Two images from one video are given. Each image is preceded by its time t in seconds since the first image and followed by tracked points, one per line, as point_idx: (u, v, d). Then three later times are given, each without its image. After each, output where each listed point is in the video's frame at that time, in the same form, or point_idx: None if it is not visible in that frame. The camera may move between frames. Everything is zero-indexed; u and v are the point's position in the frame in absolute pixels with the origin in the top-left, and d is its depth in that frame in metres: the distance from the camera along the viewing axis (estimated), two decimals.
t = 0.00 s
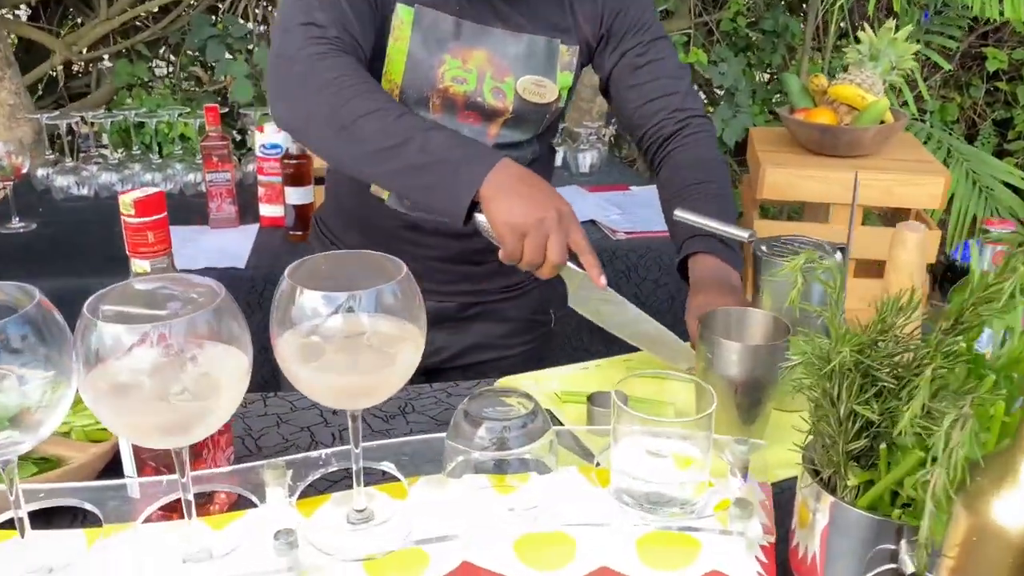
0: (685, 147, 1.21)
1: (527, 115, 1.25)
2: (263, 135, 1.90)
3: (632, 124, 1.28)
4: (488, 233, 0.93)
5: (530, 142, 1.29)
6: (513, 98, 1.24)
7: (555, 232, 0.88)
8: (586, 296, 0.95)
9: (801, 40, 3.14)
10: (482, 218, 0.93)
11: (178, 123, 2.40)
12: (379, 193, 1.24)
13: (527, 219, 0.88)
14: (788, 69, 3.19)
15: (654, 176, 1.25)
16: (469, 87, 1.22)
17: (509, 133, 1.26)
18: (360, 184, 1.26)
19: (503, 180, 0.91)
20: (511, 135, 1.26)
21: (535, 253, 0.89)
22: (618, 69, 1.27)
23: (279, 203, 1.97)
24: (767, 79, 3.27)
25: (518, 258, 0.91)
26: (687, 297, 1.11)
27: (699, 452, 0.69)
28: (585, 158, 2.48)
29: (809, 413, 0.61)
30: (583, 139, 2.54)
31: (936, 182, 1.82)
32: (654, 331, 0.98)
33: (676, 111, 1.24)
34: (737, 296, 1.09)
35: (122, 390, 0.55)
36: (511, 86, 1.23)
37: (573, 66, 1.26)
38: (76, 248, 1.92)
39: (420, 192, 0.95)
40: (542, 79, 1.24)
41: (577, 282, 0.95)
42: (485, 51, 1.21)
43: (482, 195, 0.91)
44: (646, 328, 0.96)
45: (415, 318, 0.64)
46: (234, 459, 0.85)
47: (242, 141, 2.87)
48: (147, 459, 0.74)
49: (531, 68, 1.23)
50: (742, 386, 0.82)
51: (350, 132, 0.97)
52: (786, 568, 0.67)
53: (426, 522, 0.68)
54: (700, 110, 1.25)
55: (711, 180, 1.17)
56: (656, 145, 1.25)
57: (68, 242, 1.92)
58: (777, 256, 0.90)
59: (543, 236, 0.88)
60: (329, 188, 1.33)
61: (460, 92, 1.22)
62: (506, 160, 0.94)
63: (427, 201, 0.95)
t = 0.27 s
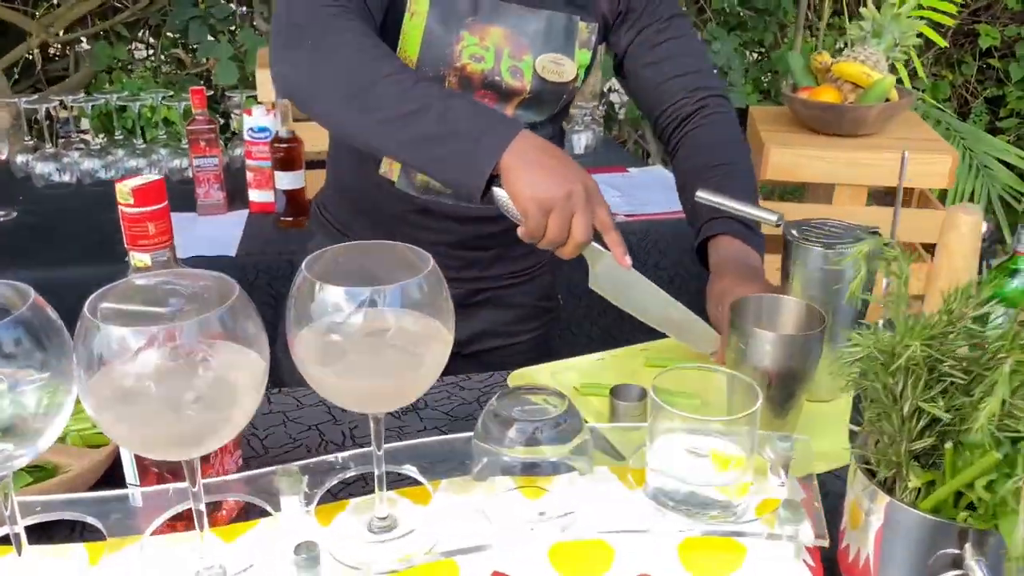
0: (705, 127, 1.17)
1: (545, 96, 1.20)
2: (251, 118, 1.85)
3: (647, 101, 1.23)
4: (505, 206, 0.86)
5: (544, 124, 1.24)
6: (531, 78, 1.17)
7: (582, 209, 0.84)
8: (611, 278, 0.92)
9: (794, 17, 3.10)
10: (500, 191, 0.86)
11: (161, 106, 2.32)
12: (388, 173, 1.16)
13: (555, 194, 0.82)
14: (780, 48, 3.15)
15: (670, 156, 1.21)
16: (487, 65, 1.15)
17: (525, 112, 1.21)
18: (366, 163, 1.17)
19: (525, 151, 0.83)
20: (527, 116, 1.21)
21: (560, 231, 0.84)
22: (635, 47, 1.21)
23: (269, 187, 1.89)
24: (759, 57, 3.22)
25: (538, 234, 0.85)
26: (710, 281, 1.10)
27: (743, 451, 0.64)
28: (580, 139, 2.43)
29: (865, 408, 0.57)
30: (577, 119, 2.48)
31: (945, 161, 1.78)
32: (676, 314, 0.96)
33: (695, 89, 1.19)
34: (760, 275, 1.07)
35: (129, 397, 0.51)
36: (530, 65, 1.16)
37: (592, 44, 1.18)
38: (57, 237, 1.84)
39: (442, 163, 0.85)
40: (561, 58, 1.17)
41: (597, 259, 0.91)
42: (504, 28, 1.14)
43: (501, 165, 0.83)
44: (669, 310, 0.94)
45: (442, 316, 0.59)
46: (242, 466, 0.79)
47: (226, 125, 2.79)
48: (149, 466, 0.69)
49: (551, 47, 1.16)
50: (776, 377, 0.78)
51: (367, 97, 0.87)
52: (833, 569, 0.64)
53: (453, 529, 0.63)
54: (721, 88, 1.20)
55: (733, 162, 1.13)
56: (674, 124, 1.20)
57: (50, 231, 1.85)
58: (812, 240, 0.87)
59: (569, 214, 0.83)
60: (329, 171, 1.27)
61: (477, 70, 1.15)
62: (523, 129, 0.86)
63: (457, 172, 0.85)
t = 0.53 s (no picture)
0: (711, 104, 1.16)
1: (548, 74, 1.14)
2: (226, 104, 1.76)
3: (649, 80, 1.22)
4: (531, 174, 0.85)
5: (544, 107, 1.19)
6: (534, 56, 1.11)
7: (611, 180, 0.86)
8: (631, 259, 0.87)
9: None
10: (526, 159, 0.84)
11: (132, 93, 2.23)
12: (382, 154, 1.12)
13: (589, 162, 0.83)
14: (761, 26, 3.10)
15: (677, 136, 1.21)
16: (488, 41, 1.08)
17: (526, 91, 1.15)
18: (356, 148, 1.13)
19: (558, 119, 0.84)
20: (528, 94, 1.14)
21: (589, 199, 0.85)
22: (638, 25, 1.19)
23: (247, 176, 1.79)
24: (740, 36, 3.18)
25: (563, 203, 0.85)
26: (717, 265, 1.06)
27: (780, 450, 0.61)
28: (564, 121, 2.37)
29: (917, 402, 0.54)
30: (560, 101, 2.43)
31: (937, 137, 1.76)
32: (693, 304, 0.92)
33: (700, 66, 1.18)
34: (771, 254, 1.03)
35: (126, 412, 0.46)
36: (532, 42, 1.10)
37: (594, 21, 1.15)
38: (24, 233, 1.75)
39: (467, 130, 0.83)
40: (565, 35, 1.12)
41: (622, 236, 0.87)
42: (506, 4, 1.07)
43: (534, 132, 0.83)
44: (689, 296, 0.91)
45: (465, 315, 0.55)
46: (238, 478, 0.72)
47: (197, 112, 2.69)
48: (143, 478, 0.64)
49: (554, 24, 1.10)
50: (802, 368, 0.75)
51: (384, 59, 0.84)
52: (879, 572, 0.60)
53: (475, 542, 0.60)
54: (726, 66, 1.19)
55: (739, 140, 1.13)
56: (680, 102, 1.19)
57: (17, 225, 1.76)
58: (829, 223, 0.83)
59: (599, 183, 0.85)
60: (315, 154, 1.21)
61: (478, 47, 1.08)
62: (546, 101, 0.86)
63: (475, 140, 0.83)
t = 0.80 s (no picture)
0: (702, 79, 1.14)
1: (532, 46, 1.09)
2: (194, 90, 1.67)
3: (638, 53, 1.19)
4: (501, 151, 0.80)
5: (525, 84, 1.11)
6: (518, 26, 1.06)
7: (583, 160, 0.81)
8: (601, 240, 0.81)
9: None
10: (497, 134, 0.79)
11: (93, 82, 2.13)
12: (355, 130, 1.06)
13: (563, 140, 0.79)
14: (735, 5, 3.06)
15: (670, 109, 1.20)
16: (472, 9, 1.03)
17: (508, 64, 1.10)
18: (329, 126, 1.08)
19: (533, 94, 0.79)
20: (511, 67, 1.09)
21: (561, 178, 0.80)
22: None
23: (218, 164, 1.70)
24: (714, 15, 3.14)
25: (533, 181, 0.81)
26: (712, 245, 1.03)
27: (800, 438, 0.58)
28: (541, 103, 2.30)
29: (950, 386, 0.52)
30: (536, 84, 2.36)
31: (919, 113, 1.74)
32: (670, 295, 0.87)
33: (688, 37, 1.15)
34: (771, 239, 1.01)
35: (108, 420, 0.42)
36: (517, 12, 1.06)
37: None
38: None
39: (443, 98, 0.79)
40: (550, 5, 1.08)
41: (590, 221, 0.82)
42: None
43: (508, 107, 0.78)
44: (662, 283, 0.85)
45: (472, 306, 0.51)
46: (228, 484, 0.67)
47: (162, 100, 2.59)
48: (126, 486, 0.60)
49: None
50: (813, 351, 0.72)
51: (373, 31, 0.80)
52: (908, 566, 0.57)
53: (485, 546, 0.57)
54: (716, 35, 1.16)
55: (735, 114, 1.10)
56: (670, 77, 1.17)
57: None
58: (834, 200, 0.80)
59: (571, 163, 0.81)
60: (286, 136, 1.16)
61: (461, 15, 1.03)
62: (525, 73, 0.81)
63: (456, 110, 0.79)
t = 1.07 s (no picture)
0: (677, 59, 1.13)
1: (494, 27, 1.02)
2: (165, 79, 1.63)
3: (612, 37, 1.19)
4: (409, 138, 0.74)
5: (489, 64, 1.07)
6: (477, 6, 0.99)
7: (494, 147, 0.74)
8: (521, 229, 0.77)
9: None
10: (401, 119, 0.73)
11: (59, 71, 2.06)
12: (309, 116, 1.01)
13: (467, 127, 0.72)
14: None
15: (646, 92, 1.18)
16: None
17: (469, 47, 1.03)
18: (283, 113, 1.04)
19: (435, 76, 0.72)
20: (470, 51, 1.02)
21: (469, 169, 0.74)
22: None
23: (191, 154, 1.66)
24: None
25: (442, 170, 0.75)
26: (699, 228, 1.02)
27: (806, 425, 0.57)
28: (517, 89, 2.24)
29: (961, 371, 0.52)
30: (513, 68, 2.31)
31: (899, 95, 1.74)
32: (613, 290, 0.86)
33: (659, 15, 1.15)
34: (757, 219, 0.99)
35: (97, 426, 0.40)
36: None
37: None
38: None
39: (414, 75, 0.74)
40: None
41: (507, 209, 0.77)
42: None
43: (410, 89, 0.72)
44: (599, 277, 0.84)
45: (474, 297, 0.49)
46: (218, 485, 0.64)
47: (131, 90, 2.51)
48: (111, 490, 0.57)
49: None
50: (813, 336, 0.72)
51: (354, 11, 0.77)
52: (916, 554, 0.56)
53: (490, 544, 0.55)
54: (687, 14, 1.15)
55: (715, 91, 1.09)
56: (642, 58, 1.16)
57: None
58: (830, 183, 0.79)
59: (481, 151, 0.73)
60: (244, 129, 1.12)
61: None
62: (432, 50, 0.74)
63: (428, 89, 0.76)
